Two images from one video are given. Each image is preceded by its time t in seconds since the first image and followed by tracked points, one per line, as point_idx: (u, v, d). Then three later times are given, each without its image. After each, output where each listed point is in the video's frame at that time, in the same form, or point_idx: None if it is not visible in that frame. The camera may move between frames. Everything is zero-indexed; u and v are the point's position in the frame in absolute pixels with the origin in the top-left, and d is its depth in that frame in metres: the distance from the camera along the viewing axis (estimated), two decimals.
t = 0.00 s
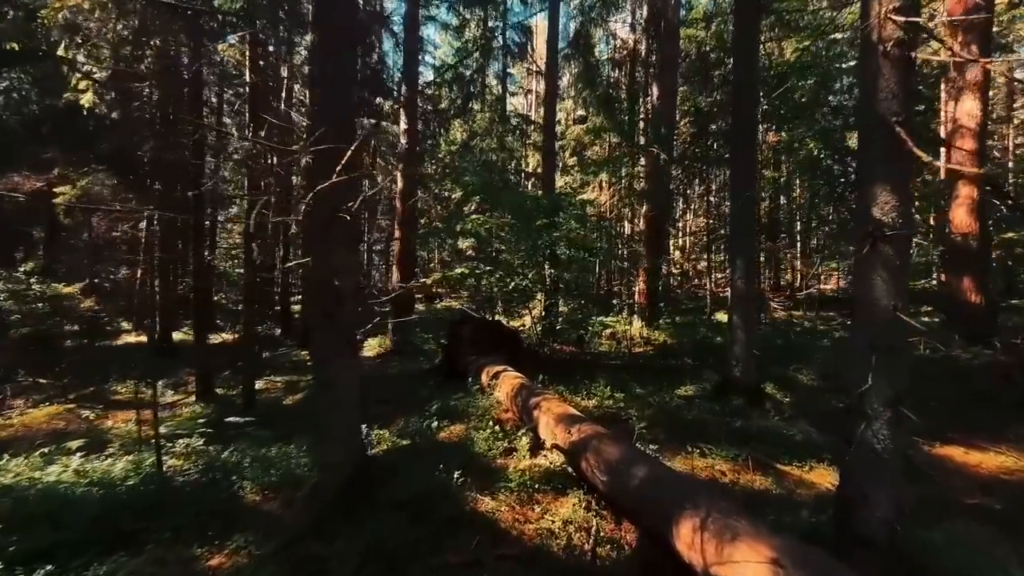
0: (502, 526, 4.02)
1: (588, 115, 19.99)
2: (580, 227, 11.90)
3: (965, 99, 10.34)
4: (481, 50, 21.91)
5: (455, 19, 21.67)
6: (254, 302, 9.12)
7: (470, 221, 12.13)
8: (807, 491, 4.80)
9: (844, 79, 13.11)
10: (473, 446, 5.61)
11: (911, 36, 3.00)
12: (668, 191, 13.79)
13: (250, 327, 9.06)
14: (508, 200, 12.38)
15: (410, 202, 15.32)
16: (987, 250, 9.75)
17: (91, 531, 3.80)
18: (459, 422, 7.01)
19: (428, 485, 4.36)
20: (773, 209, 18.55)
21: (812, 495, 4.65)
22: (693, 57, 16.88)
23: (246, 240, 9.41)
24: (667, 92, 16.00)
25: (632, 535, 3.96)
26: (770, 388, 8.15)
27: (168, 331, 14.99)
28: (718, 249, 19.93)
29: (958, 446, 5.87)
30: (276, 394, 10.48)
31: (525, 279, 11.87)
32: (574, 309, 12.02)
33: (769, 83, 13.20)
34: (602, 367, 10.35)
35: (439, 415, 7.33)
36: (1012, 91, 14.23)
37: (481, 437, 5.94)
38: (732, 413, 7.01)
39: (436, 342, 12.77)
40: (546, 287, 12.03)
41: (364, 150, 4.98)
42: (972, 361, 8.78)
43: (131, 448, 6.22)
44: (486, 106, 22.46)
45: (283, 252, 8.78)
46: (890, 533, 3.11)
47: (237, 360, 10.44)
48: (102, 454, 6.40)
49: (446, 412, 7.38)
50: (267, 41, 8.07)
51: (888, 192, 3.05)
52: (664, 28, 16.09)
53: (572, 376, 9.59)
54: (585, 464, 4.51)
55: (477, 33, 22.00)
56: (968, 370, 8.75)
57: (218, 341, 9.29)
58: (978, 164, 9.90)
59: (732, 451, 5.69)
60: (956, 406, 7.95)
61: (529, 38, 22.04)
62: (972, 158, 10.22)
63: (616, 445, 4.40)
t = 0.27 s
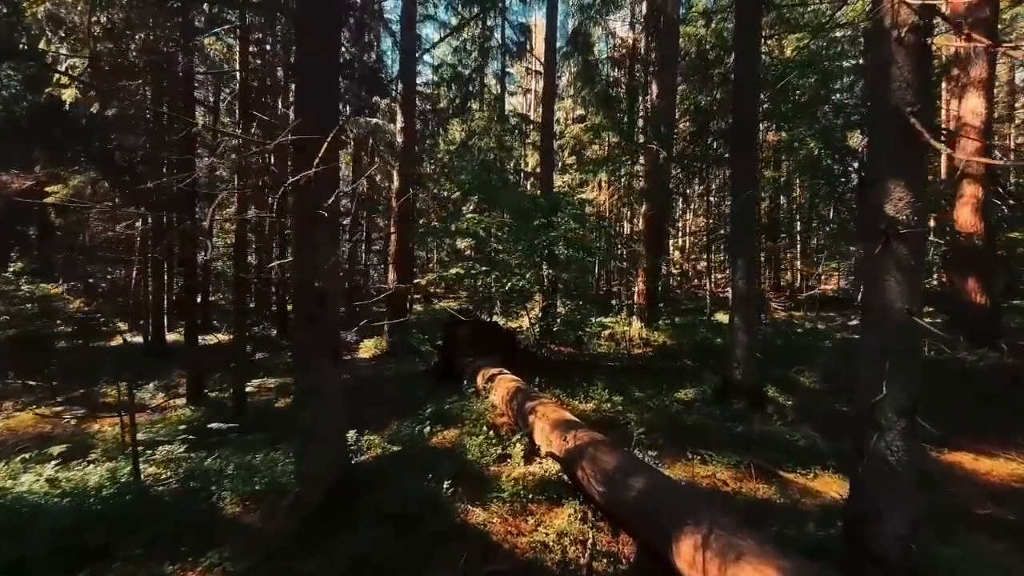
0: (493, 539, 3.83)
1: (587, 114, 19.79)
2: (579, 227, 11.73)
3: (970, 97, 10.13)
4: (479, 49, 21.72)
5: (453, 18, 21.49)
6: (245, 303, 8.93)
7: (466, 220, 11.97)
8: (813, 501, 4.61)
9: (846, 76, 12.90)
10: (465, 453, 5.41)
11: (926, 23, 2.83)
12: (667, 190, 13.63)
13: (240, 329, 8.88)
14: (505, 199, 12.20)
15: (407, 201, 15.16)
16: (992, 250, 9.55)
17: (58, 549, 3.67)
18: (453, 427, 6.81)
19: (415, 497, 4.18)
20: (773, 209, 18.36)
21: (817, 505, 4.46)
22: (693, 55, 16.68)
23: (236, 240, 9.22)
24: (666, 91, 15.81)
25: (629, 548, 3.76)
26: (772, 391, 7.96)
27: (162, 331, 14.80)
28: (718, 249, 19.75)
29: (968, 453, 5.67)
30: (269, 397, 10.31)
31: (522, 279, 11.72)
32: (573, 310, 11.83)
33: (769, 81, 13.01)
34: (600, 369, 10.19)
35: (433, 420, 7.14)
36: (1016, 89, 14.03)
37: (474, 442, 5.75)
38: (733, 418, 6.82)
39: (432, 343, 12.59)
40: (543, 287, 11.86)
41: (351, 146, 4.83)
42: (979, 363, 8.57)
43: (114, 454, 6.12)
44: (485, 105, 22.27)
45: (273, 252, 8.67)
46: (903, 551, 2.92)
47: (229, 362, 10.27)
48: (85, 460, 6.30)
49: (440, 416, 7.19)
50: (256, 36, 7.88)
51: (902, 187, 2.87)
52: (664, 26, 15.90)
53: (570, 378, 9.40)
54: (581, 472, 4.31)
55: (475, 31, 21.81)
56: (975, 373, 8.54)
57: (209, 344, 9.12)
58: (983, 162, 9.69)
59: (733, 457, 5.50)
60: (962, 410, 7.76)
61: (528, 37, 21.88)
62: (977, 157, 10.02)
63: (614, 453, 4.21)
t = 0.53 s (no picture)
0: (490, 549, 3.68)
1: (587, 113, 19.65)
2: (579, 227, 11.57)
3: (976, 94, 9.97)
4: (479, 48, 21.63)
5: (452, 17, 21.37)
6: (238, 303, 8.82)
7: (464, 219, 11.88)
8: (821, 509, 4.46)
9: (847, 75, 12.76)
10: (461, 457, 5.26)
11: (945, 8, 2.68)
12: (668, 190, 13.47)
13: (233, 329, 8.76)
14: (505, 198, 12.06)
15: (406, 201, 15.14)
16: (998, 250, 9.41)
17: (33, 564, 3.55)
18: (449, 430, 6.67)
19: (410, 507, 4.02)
20: (775, 209, 18.23)
21: (825, 513, 4.32)
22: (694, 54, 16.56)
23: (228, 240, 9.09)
24: (667, 90, 15.70)
25: (631, 558, 3.61)
26: (775, 393, 7.82)
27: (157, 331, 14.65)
28: (719, 249, 19.60)
29: (978, 458, 5.52)
30: (264, 399, 10.20)
31: (519, 279, 11.54)
32: (573, 310, 11.71)
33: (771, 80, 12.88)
34: (600, 370, 10.05)
35: (429, 423, 7.00)
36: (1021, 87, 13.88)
37: (471, 446, 5.60)
38: (736, 420, 6.68)
39: (430, 344, 12.44)
40: (542, 288, 11.71)
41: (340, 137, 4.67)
42: (986, 365, 8.44)
43: (101, 459, 5.99)
44: (485, 105, 22.27)
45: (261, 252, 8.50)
46: (923, 568, 2.77)
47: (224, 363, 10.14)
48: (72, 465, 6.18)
49: (437, 419, 7.05)
50: (250, 31, 7.74)
51: (921, 183, 2.71)
52: (664, 25, 15.79)
53: (569, 379, 9.27)
54: (581, 479, 4.16)
55: (475, 31, 21.70)
56: (982, 375, 8.39)
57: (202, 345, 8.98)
58: (989, 161, 9.55)
59: (737, 462, 5.36)
60: (968, 413, 7.63)
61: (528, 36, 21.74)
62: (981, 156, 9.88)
63: (615, 460, 4.06)
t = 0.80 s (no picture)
0: (488, 562, 3.48)
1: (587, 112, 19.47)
2: (578, 225, 11.34)
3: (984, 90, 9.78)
4: (479, 47, 21.45)
5: (452, 15, 21.19)
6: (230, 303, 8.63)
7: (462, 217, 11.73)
8: (833, 518, 4.28)
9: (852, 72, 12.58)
10: (459, 462, 5.08)
11: None
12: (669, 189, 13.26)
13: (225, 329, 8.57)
14: (504, 197, 11.88)
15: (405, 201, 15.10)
16: (1007, 249, 9.23)
17: None
18: (447, 433, 6.48)
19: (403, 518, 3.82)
20: (777, 209, 18.05)
21: (838, 523, 4.13)
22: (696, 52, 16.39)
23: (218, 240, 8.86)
24: (668, 88, 15.53)
25: (637, 572, 3.42)
26: (781, 396, 7.63)
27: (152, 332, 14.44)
28: (720, 249, 19.41)
29: (994, 463, 5.34)
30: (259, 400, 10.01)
31: (517, 277, 11.28)
32: (573, 310, 11.53)
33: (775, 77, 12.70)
34: (601, 372, 9.86)
35: (426, 426, 6.81)
36: None
37: (469, 450, 5.41)
38: (742, 424, 6.49)
39: (427, 344, 12.24)
40: (541, 288, 11.52)
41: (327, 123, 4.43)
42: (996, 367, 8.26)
43: (87, 465, 5.83)
44: (484, 104, 22.10)
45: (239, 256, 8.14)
46: None
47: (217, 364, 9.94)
48: (59, 470, 6.02)
49: (434, 422, 6.87)
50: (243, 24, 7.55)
51: (949, 174, 2.53)
52: (666, 22, 15.62)
53: (570, 381, 9.08)
54: (583, 487, 3.97)
55: (474, 29, 21.53)
56: (992, 376, 8.21)
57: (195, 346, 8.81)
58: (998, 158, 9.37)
59: (745, 468, 5.17)
60: (978, 416, 7.45)
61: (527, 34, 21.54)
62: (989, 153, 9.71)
63: (620, 467, 3.88)
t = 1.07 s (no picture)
0: None
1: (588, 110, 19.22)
2: (580, 224, 11.08)
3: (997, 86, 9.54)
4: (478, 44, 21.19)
5: (451, 12, 20.93)
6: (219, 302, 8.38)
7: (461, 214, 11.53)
8: (850, 531, 4.06)
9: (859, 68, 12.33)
10: (455, 470, 4.86)
11: None
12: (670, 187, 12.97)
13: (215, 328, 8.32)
14: (504, 195, 11.64)
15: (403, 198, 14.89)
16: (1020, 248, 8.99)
17: None
18: (444, 439, 6.25)
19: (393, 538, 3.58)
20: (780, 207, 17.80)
21: (858, 537, 3.90)
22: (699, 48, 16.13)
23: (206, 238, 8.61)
24: (671, 85, 15.28)
25: None
26: (789, 398, 7.41)
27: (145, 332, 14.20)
28: (722, 248, 19.18)
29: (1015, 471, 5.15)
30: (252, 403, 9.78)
31: (517, 276, 11.02)
32: (574, 310, 11.29)
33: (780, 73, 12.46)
34: (602, 373, 9.61)
35: (423, 431, 6.58)
36: None
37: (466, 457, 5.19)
38: (750, 429, 6.26)
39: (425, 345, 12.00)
40: (542, 288, 11.28)
41: (310, 108, 4.17)
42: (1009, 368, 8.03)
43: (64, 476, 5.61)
44: (484, 102, 21.86)
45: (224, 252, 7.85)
46: None
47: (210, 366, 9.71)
48: (39, 479, 5.85)
49: (431, 427, 6.64)
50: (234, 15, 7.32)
51: (996, 164, 2.49)
52: (668, 18, 15.37)
53: (571, 383, 8.86)
54: (587, 500, 3.74)
55: (474, 26, 21.27)
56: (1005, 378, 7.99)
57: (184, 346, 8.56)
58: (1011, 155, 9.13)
59: (756, 476, 4.94)
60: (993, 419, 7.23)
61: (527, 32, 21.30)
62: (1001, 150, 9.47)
63: (626, 478, 3.65)
